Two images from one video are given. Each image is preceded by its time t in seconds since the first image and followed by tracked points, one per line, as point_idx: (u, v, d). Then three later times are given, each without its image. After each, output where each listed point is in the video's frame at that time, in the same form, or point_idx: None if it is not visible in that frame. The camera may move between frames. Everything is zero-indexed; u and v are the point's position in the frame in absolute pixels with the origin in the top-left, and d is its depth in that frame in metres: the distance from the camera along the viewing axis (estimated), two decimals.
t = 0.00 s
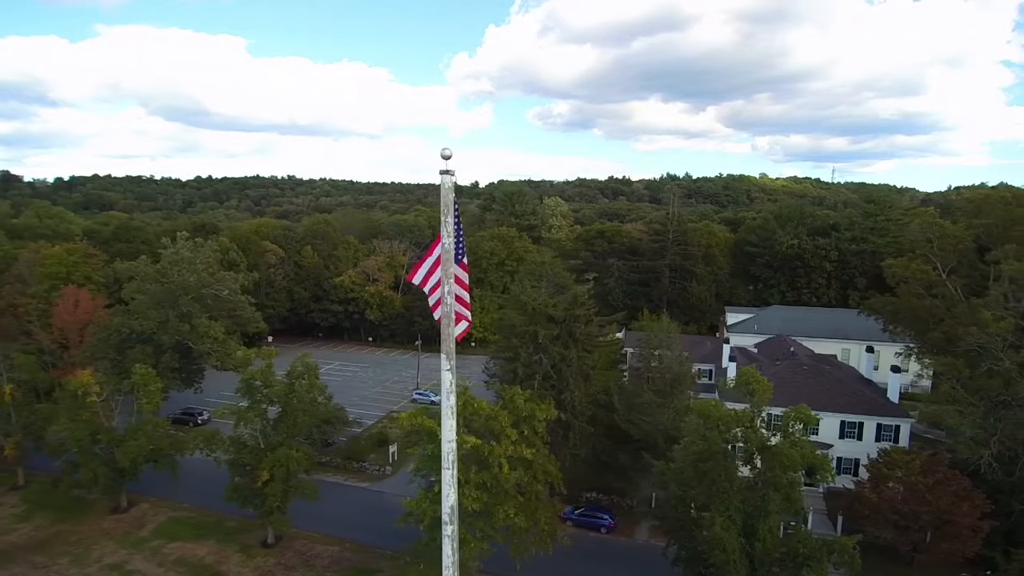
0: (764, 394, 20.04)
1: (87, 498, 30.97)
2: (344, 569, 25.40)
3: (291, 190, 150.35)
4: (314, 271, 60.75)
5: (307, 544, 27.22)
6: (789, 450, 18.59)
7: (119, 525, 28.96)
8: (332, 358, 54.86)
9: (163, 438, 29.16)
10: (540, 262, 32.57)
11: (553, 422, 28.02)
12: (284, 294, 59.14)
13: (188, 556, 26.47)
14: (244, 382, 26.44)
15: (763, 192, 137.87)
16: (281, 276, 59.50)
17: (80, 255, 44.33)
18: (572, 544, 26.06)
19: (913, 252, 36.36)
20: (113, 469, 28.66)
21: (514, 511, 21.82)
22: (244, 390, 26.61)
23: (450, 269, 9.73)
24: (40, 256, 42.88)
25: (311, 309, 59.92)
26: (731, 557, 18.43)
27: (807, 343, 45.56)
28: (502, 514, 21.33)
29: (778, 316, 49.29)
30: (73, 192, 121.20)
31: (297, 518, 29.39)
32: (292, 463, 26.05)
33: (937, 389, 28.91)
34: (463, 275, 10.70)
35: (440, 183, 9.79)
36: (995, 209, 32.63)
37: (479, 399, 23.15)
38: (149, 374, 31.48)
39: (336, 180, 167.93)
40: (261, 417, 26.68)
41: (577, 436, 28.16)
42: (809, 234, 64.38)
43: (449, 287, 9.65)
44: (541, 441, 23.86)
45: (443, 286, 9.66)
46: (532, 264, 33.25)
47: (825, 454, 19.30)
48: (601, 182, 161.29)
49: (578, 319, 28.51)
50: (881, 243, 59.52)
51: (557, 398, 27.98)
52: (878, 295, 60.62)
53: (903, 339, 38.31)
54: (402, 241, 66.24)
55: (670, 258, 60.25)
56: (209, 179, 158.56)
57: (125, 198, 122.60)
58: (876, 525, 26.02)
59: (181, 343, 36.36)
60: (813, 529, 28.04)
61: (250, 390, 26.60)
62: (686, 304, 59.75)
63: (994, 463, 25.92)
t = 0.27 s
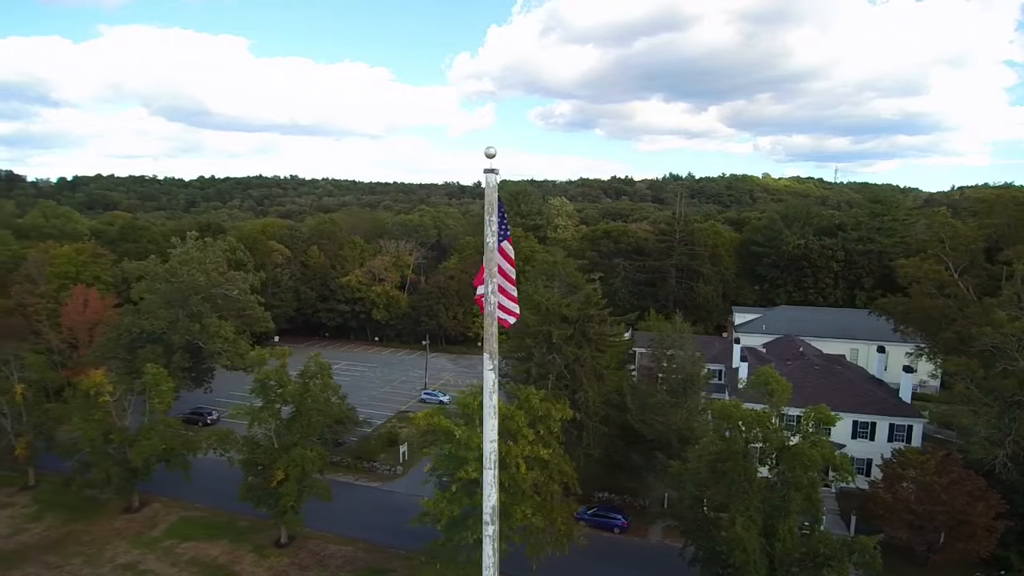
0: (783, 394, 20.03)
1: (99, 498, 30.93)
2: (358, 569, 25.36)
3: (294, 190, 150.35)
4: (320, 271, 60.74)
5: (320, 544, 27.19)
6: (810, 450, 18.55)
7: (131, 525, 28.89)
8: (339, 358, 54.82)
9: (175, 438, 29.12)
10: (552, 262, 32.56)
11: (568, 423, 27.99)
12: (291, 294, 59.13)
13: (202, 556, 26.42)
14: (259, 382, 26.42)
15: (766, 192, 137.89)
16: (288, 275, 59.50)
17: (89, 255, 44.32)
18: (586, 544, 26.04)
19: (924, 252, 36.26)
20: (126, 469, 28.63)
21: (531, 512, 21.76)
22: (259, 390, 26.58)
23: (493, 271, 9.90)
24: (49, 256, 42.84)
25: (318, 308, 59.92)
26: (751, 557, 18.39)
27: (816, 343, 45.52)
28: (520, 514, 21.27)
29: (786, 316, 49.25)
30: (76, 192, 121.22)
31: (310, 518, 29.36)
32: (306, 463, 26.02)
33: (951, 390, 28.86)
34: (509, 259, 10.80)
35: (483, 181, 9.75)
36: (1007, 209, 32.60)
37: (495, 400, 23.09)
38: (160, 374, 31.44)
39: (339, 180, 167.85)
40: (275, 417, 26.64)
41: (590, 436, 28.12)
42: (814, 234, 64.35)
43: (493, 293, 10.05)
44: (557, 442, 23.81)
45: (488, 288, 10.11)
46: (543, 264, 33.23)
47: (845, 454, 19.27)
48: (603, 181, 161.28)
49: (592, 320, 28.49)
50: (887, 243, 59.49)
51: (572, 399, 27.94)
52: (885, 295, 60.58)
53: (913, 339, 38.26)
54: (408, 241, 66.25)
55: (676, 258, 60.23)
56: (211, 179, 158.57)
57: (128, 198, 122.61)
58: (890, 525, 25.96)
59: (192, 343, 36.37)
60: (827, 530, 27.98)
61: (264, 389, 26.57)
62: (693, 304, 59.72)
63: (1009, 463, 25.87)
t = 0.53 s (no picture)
0: (799, 393, 20.01)
1: (107, 499, 30.80)
2: (369, 570, 25.28)
3: (293, 190, 150.17)
4: (323, 271, 60.63)
5: (330, 544, 27.10)
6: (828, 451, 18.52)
7: (140, 526, 28.75)
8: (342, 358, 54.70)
9: (184, 438, 29.02)
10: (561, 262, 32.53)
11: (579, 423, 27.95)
12: (294, 294, 59.02)
13: (212, 557, 26.31)
14: (270, 382, 26.32)
15: (765, 193, 138.23)
16: (291, 275, 59.39)
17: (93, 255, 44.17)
18: (599, 545, 26.03)
19: (931, 252, 36.28)
20: (135, 469, 28.51)
21: (546, 512, 21.70)
22: (269, 390, 26.48)
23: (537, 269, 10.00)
24: (53, 256, 42.68)
25: (321, 308, 59.82)
26: (769, 557, 18.37)
27: (821, 343, 45.59)
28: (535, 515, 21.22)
29: (790, 316, 49.31)
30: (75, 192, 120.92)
31: (320, 519, 29.27)
32: (317, 463, 25.93)
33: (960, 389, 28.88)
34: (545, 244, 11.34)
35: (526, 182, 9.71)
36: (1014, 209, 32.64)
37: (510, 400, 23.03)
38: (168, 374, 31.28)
39: (338, 181, 167.61)
40: (285, 417, 26.53)
41: (602, 436, 28.10)
42: (817, 234, 64.46)
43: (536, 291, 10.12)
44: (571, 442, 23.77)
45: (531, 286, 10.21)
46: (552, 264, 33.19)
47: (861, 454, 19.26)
48: (602, 181, 161.44)
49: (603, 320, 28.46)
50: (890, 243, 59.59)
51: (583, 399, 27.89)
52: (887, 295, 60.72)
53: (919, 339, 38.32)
54: (410, 241, 66.17)
55: (679, 258, 60.30)
56: (210, 179, 158.31)
57: (127, 198, 122.32)
58: (901, 525, 25.96)
59: (198, 343, 36.27)
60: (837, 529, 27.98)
61: (275, 390, 26.47)
62: (696, 305, 59.79)
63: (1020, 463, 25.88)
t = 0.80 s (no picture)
0: (806, 393, 20.17)
1: (105, 503, 30.44)
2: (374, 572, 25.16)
3: (284, 190, 149.29)
4: (318, 271, 60.31)
5: (334, 547, 26.97)
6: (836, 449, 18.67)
7: (140, 530, 28.43)
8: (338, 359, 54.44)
9: (185, 441, 28.73)
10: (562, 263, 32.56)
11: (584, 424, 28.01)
12: (288, 295, 58.65)
13: (214, 561, 26.07)
14: (273, 384, 26.12)
15: (756, 193, 139.25)
16: (286, 276, 59.02)
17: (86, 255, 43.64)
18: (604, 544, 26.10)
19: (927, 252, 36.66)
20: (134, 472, 28.20)
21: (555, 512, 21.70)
22: (272, 391, 26.28)
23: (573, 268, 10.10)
24: (46, 256, 42.11)
25: (316, 309, 59.50)
26: (778, 556, 18.48)
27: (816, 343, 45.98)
28: (543, 515, 21.22)
29: (786, 316, 49.68)
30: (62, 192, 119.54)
31: (322, 520, 29.12)
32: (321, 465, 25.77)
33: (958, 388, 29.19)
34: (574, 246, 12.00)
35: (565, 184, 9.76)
36: (1010, 210, 33.04)
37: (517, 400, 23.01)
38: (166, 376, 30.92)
39: (329, 180, 166.80)
40: (288, 419, 26.32)
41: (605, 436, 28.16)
42: (810, 235, 64.97)
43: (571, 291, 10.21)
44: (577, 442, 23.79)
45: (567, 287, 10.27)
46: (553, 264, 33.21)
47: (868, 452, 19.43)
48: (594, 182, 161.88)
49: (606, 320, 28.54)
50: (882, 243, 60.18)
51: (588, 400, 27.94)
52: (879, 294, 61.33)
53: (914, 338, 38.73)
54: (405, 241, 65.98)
55: (675, 258, 60.56)
56: (200, 179, 156.98)
57: (116, 198, 121.01)
58: (902, 522, 26.21)
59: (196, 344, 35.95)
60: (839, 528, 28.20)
61: (278, 391, 26.28)
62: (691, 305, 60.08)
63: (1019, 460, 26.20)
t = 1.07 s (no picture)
0: (807, 391, 20.38)
1: (96, 509, 29.89)
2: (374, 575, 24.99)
3: (268, 190, 147.74)
4: (308, 272, 59.79)
5: (333, 550, 26.74)
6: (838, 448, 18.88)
7: (133, 535, 27.98)
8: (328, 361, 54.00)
9: (179, 445, 28.31)
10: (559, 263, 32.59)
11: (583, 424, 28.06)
12: (277, 296, 58.08)
13: (211, 566, 25.72)
14: (271, 387, 25.81)
15: (740, 193, 140.60)
16: (274, 277, 58.44)
17: (72, 256, 42.82)
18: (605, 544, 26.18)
19: (916, 252, 37.21)
20: (127, 477, 27.73)
21: (558, 512, 21.72)
22: (270, 394, 25.98)
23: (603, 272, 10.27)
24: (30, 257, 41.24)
25: (305, 310, 58.99)
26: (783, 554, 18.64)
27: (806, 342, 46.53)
28: (548, 515, 21.23)
29: (775, 315, 50.21)
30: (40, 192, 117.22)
31: (319, 524, 28.85)
32: (320, 467, 25.53)
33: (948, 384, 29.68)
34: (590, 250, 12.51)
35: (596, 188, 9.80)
36: (997, 211, 33.65)
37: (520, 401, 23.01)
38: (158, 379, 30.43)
39: (314, 180, 165.37)
40: (286, 422, 26.06)
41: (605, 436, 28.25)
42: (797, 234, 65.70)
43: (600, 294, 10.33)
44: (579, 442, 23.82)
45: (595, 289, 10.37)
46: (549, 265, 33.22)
47: (868, 449, 19.69)
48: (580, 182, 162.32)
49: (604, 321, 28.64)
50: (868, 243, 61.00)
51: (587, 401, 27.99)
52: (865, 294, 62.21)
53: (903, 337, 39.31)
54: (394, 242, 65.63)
55: (664, 258, 60.92)
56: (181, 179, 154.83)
57: (95, 198, 118.87)
58: (896, 518, 26.59)
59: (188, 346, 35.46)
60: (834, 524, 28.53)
61: (276, 394, 25.98)
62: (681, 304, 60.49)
63: (1009, 456, 26.68)
